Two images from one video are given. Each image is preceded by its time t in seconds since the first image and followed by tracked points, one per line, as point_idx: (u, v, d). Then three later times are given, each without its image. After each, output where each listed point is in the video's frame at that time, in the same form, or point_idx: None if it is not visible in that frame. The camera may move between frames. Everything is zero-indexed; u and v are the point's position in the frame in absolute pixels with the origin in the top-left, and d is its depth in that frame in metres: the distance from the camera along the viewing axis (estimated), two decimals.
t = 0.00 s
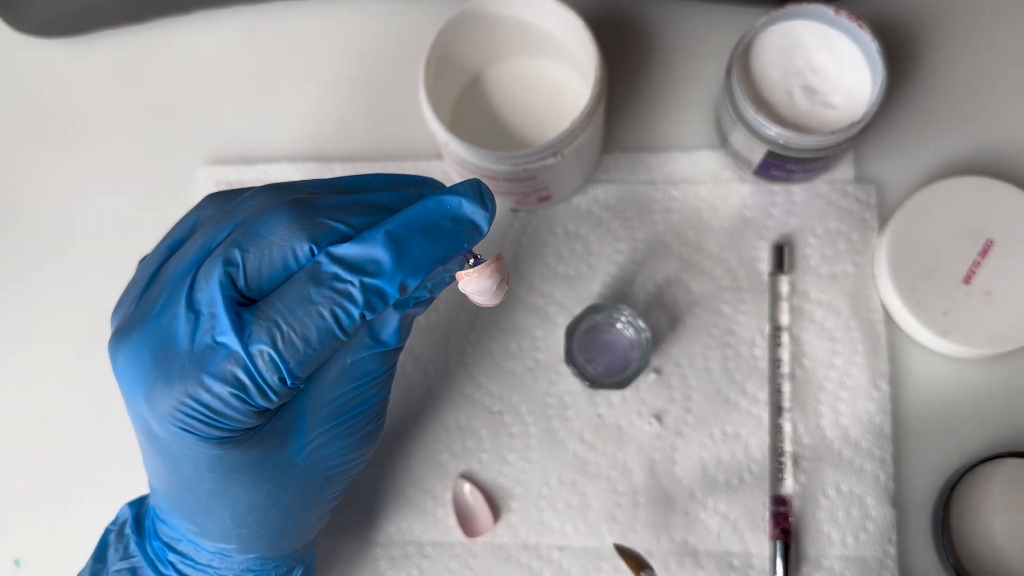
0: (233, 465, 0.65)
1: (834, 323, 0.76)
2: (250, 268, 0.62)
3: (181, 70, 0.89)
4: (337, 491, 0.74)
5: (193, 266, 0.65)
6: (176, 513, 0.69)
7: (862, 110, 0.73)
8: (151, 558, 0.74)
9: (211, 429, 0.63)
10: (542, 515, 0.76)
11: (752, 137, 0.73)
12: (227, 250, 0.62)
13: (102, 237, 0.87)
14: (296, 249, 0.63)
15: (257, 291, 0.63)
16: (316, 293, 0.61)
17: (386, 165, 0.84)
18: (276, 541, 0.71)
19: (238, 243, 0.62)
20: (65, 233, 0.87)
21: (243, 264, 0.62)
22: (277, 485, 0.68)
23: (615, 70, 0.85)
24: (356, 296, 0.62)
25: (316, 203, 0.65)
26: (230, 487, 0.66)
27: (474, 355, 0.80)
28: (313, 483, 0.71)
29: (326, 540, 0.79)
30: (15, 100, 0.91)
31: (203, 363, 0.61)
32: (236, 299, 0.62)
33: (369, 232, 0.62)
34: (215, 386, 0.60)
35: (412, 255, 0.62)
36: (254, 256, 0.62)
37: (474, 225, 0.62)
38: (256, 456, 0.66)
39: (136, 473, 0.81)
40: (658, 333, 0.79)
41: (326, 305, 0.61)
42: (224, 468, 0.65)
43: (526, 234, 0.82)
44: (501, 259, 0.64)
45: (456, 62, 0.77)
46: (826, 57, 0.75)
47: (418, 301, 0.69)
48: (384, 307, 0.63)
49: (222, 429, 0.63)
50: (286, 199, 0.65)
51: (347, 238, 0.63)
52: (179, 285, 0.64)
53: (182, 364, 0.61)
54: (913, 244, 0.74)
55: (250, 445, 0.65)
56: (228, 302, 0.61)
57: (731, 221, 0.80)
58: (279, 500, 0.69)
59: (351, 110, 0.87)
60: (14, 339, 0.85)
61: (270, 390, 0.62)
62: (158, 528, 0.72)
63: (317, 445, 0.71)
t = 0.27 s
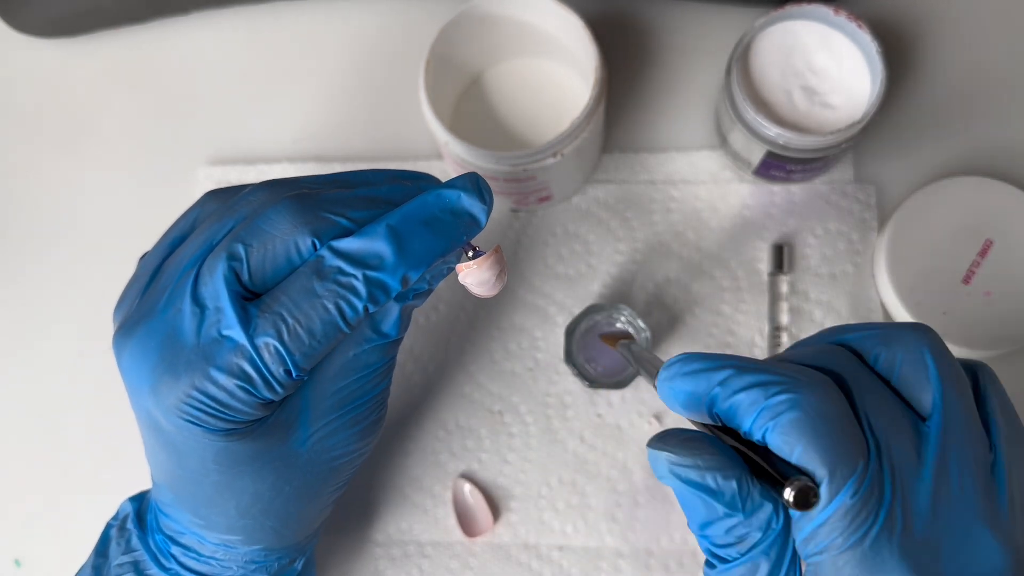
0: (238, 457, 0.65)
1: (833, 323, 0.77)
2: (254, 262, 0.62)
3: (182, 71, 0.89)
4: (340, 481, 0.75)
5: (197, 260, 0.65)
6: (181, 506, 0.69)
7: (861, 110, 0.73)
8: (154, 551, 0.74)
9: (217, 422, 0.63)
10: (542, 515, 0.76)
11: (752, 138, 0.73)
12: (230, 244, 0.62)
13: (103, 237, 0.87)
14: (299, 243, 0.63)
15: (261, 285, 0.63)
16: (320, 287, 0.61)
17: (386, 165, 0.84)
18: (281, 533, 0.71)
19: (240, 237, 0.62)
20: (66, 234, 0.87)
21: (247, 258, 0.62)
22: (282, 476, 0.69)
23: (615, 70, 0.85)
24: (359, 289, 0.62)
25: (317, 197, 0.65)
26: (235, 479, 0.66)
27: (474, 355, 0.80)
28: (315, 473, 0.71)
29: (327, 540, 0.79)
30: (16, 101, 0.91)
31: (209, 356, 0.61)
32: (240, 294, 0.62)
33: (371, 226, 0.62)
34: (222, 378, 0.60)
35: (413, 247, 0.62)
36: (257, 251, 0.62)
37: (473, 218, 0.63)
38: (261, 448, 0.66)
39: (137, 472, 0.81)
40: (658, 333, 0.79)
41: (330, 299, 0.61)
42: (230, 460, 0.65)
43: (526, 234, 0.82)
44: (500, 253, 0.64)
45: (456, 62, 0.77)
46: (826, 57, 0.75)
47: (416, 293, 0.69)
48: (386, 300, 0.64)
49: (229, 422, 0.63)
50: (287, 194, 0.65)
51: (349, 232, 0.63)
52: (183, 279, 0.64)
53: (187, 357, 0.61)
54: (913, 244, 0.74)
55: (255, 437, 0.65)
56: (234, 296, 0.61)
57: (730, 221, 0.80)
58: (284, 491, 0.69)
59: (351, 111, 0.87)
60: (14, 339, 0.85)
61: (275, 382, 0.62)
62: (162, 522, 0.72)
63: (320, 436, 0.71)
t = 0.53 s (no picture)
0: (243, 459, 0.65)
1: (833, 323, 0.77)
2: (258, 265, 0.62)
3: (182, 70, 0.90)
4: (345, 484, 0.75)
5: (201, 263, 0.65)
6: (185, 509, 0.69)
7: (862, 110, 0.73)
8: (156, 553, 0.74)
9: (222, 425, 0.63)
10: (542, 515, 0.76)
11: (752, 138, 0.73)
12: (234, 246, 0.62)
13: (103, 237, 0.87)
14: (303, 245, 0.63)
15: (265, 288, 0.63)
16: (325, 290, 0.61)
17: (386, 165, 0.84)
18: (285, 535, 0.72)
19: (245, 239, 0.62)
20: (66, 233, 0.87)
21: (251, 261, 0.62)
22: (286, 479, 0.69)
23: (615, 70, 0.85)
24: (364, 292, 0.62)
25: (321, 199, 0.65)
26: (240, 481, 0.66)
27: (474, 355, 0.80)
28: (320, 476, 0.71)
29: (329, 540, 0.79)
30: (16, 101, 0.91)
31: (213, 359, 0.61)
32: (244, 296, 0.62)
33: (375, 229, 0.62)
34: (226, 382, 0.60)
35: (418, 249, 0.62)
36: (261, 253, 0.62)
37: (477, 220, 0.63)
38: (266, 451, 0.66)
39: (138, 472, 0.82)
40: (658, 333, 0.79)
41: (335, 302, 0.61)
42: (234, 462, 0.65)
43: (526, 234, 0.82)
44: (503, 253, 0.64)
45: (456, 62, 0.77)
46: (826, 58, 0.75)
47: (420, 295, 0.69)
48: (391, 302, 0.64)
49: (234, 425, 0.63)
50: (290, 196, 0.65)
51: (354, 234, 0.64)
52: (187, 282, 0.64)
53: (192, 360, 0.61)
54: (913, 245, 0.75)
55: (260, 440, 0.65)
56: (238, 299, 0.61)
57: (730, 221, 0.80)
58: (289, 494, 0.69)
59: (351, 110, 0.87)
60: (14, 339, 0.85)
61: (280, 385, 0.62)
62: (165, 523, 0.72)
63: (325, 439, 0.71)
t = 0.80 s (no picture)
0: (239, 458, 0.65)
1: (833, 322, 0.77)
2: (254, 264, 0.62)
3: (182, 70, 0.89)
4: (342, 482, 0.75)
5: (195, 262, 0.65)
6: (182, 508, 0.69)
7: (862, 111, 0.73)
8: (154, 552, 0.74)
9: (219, 424, 0.63)
10: (542, 515, 0.76)
11: (752, 138, 0.73)
12: (230, 245, 0.62)
13: (103, 237, 0.87)
14: (299, 244, 0.63)
15: (261, 287, 0.63)
16: (321, 288, 0.61)
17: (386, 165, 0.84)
18: (283, 534, 0.71)
19: (240, 239, 0.62)
20: (66, 233, 0.87)
21: (247, 260, 0.62)
22: (283, 477, 0.69)
23: (614, 70, 0.85)
24: (360, 290, 0.62)
25: (317, 197, 0.65)
26: (237, 480, 0.66)
27: (475, 354, 0.80)
28: (318, 475, 0.71)
29: (328, 540, 0.79)
30: (16, 101, 0.91)
31: (210, 358, 0.61)
32: (240, 295, 0.62)
33: (371, 226, 0.62)
34: (223, 381, 0.61)
35: (414, 247, 0.62)
36: (258, 252, 0.62)
37: (473, 218, 0.63)
38: (262, 449, 0.66)
39: (138, 472, 0.82)
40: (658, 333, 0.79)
41: (331, 300, 0.61)
42: (231, 461, 0.65)
43: (526, 234, 0.82)
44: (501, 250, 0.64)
45: (456, 62, 0.77)
46: (826, 58, 0.75)
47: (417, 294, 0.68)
48: (387, 300, 0.64)
49: (230, 424, 0.63)
50: (286, 195, 0.65)
51: (349, 233, 0.63)
52: (182, 282, 0.64)
53: (188, 359, 0.61)
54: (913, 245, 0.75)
55: (256, 438, 0.65)
56: (233, 298, 0.61)
57: (730, 221, 0.80)
58: (286, 492, 0.69)
59: (352, 110, 0.87)
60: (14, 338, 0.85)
61: (277, 384, 0.62)
62: (162, 522, 0.72)
63: (322, 438, 0.71)
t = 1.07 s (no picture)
0: (247, 463, 0.65)
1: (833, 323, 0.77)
2: (263, 269, 0.62)
3: (182, 70, 0.89)
4: (348, 486, 0.75)
5: (204, 266, 0.65)
6: (188, 511, 0.69)
7: (862, 111, 0.73)
8: (158, 554, 0.74)
9: (227, 429, 0.62)
10: (542, 515, 0.76)
11: (752, 138, 0.73)
12: (240, 250, 0.62)
13: (103, 237, 0.87)
14: (309, 249, 0.63)
15: (270, 292, 0.63)
16: (330, 293, 0.61)
17: (386, 165, 0.84)
18: (288, 537, 0.72)
19: (250, 244, 0.62)
20: (65, 233, 0.87)
21: (256, 265, 0.62)
22: (290, 481, 0.69)
23: (615, 70, 0.85)
24: (369, 296, 0.62)
25: (327, 203, 0.65)
26: (244, 484, 0.66)
27: (475, 355, 0.80)
28: (324, 479, 0.71)
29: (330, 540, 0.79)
30: (15, 101, 0.91)
31: (219, 363, 0.61)
32: (250, 300, 0.62)
33: (380, 232, 0.62)
34: (232, 386, 0.60)
35: (423, 253, 0.62)
36: (267, 257, 0.62)
37: (482, 224, 0.63)
38: (270, 454, 0.66)
39: (138, 472, 0.82)
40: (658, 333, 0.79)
41: (340, 305, 0.61)
42: (238, 466, 0.65)
43: (526, 234, 0.82)
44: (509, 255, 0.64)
45: (456, 62, 0.77)
46: (826, 58, 0.75)
47: (425, 300, 0.69)
48: (396, 306, 0.64)
49: (238, 429, 0.63)
50: (296, 200, 0.66)
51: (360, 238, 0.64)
52: (192, 286, 0.64)
53: (197, 364, 0.61)
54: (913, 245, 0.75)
55: (264, 443, 0.65)
56: (243, 303, 0.61)
57: (730, 221, 0.80)
58: (293, 496, 0.69)
59: (352, 110, 0.87)
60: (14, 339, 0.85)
61: (285, 389, 0.62)
62: (167, 525, 0.72)
63: (329, 442, 0.71)
